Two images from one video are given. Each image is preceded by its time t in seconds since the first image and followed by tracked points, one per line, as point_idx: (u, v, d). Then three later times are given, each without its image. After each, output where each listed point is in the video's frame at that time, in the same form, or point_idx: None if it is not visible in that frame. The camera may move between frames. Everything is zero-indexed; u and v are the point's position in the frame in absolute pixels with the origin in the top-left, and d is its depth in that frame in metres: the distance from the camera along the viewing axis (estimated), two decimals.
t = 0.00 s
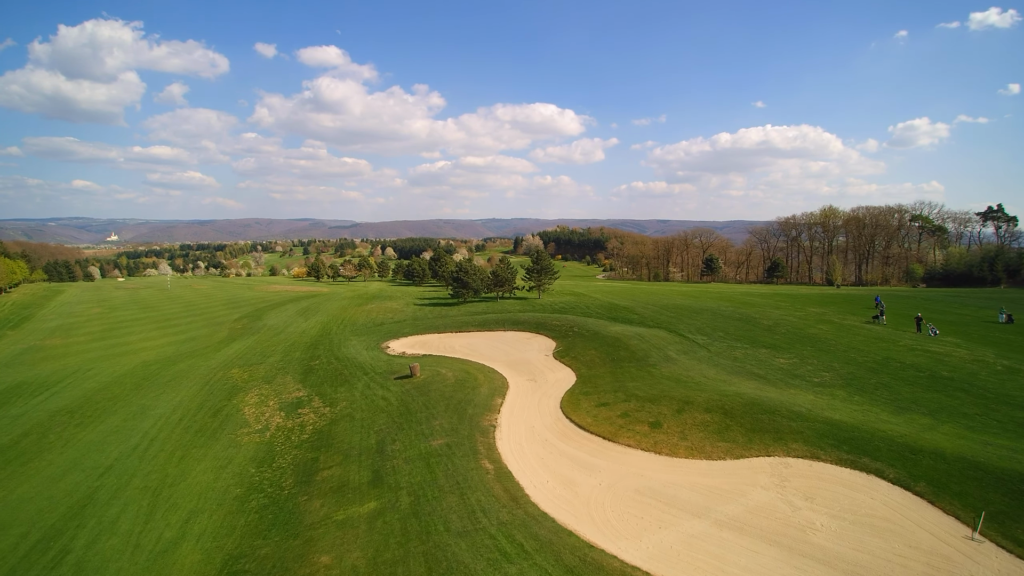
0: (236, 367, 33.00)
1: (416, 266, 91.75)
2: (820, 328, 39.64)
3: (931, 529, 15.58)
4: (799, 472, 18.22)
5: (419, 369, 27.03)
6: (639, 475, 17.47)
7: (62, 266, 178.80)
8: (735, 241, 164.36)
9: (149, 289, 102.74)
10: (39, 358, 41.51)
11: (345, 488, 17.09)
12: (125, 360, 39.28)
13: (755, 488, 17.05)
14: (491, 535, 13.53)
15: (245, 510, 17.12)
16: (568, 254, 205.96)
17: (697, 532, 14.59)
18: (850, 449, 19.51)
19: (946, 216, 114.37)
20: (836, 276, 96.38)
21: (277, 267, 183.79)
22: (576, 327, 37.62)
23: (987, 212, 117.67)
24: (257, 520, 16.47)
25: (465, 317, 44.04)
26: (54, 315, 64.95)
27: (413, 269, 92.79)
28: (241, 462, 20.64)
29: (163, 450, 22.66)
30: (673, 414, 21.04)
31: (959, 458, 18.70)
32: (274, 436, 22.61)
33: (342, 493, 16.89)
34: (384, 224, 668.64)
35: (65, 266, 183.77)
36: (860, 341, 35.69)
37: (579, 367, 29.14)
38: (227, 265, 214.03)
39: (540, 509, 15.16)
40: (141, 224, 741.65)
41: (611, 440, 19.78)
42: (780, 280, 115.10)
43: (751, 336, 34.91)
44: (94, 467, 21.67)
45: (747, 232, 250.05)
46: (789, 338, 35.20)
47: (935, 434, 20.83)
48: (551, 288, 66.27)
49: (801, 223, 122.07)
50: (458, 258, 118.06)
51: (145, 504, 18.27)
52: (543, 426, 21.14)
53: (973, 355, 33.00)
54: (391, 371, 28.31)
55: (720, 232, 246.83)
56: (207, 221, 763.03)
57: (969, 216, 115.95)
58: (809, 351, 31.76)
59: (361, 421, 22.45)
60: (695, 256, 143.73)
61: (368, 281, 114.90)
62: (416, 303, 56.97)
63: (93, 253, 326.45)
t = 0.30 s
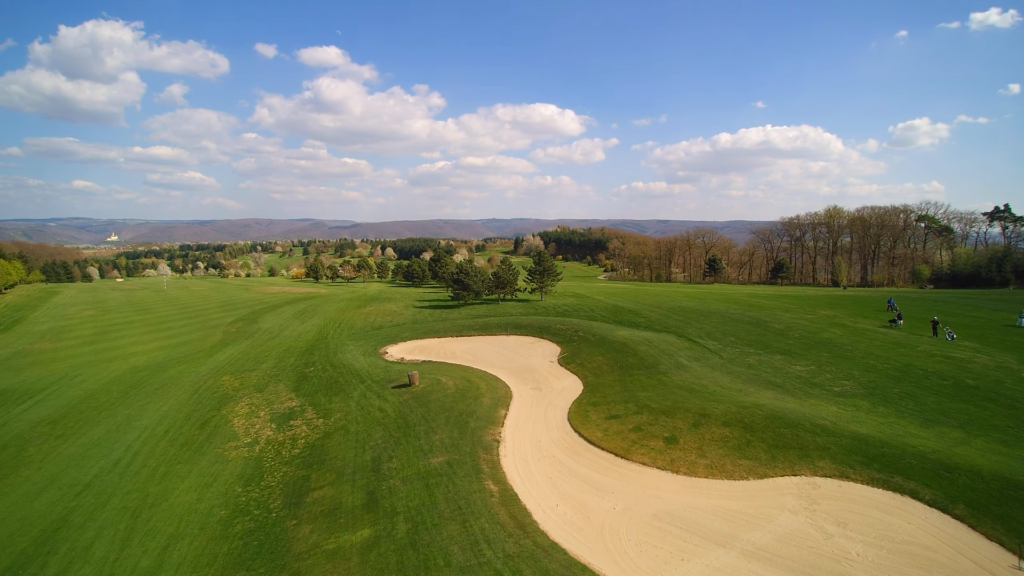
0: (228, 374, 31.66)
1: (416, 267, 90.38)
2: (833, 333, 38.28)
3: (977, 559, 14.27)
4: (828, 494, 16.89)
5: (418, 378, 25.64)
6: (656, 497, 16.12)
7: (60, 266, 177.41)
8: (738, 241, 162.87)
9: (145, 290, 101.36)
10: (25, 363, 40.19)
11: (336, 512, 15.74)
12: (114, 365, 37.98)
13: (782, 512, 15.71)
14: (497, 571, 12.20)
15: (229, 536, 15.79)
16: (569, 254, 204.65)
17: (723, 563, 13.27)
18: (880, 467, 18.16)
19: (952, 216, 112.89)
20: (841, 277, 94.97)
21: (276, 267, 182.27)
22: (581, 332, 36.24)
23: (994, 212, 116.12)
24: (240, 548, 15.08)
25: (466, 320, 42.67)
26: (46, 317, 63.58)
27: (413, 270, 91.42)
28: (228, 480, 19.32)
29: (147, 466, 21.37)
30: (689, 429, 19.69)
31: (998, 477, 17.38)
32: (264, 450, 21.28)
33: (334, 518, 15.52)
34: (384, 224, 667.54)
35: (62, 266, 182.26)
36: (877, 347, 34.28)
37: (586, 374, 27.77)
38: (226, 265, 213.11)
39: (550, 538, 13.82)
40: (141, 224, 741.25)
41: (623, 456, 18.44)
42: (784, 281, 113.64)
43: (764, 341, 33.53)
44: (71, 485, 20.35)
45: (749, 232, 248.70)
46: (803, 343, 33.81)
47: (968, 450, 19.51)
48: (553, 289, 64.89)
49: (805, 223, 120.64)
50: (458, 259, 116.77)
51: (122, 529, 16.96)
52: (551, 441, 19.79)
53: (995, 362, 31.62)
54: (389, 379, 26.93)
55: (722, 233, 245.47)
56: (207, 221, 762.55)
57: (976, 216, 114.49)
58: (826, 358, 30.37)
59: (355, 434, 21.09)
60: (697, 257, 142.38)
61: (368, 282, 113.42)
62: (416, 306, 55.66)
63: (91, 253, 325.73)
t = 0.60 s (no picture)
0: (219, 382, 30.25)
1: (416, 268, 88.98)
2: (848, 338, 36.86)
3: None
4: (862, 519, 15.51)
5: (417, 388, 24.24)
6: (676, 523, 14.75)
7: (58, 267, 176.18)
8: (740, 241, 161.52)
9: (142, 292, 100.03)
10: (12, 368, 38.90)
11: (327, 540, 14.36)
12: (103, 371, 36.62)
13: (814, 540, 14.34)
14: None
15: (210, 566, 14.41)
16: (570, 255, 203.34)
17: None
18: (916, 488, 16.77)
19: (958, 216, 111.33)
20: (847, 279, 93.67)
21: (275, 268, 180.92)
22: (587, 336, 34.84)
23: (1001, 212, 114.54)
24: None
25: (467, 324, 41.26)
26: (38, 320, 62.28)
27: (413, 271, 90.02)
28: (212, 501, 17.96)
29: (128, 483, 20.03)
30: (708, 445, 18.32)
31: None
32: (252, 468, 19.90)
33: (324, 547, 14.13)
34: (384, 225, 666.41)
35: (60, 267, 180.79)
36: (896, 353, 32.90)
37: (593, 383, 26.39)
38: (225, 266, 211.97)
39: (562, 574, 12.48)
40: (141, 224, 740.85)
41: (638, 476, 17.07)
42: (788, 282, 112.22)
43: (778, 347, 32.13)
44: (45, 506, 18.95)
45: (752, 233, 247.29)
46: (819, 349, 32.44)
47: (1007, 467, 18.12)
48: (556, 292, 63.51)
49: (809, 224, 119.23)
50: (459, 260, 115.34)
51: (96, 557, 15.58)
52: (559, 458, 18.45)
53: (1021, 369, 30.20)
54: (386, 388, 25.53)
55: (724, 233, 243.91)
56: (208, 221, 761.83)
57: (982, 216, 112.96)
58: (844, 366, 28.97)
59: (350, 450, 19.71)
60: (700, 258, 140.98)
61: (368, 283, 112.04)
62: (416, 308, 54.31)
63: (92, 253, 325.60)
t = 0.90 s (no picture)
0: (209, 390, 28.90)
1: (416, 269, 87.66)
2: (864, 343, 35.46)
3: None
4: (903, 548, 14.12)
5: (416, 398, 22.86)
6: (700, 554, 13.44)
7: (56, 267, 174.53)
8: (743, 241, 160.13)
9: (138, 293, 98.72)
10: None
11: (316, 574, 13.00)
12: (89, 378, 35.22)
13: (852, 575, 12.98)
14: None
15: None
16: (571, 255, 202.03)
17: None
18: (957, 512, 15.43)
19: (965, 216, 109.70)
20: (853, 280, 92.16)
21: (275, 269, 179.48)
22: (594, 342, 33.43)
23: (1008, 212, 112.84)
24: None
25: (468, 328, 39.85)
26: (28, 322, 60.84)
27: (412, 272, 88.68)
28: (195, 524, 16.62)
29: (107, 503, 18.72)
30: (730, 464, 17.01)
31: None
32: (239, 487, 18.58)
33: None
34: (384, 225, 665.45)
35: (58, 266, 179.68)
36: (917, 360, 31.54)
37: (602, 392, 25.04)
38: (224, 267, 210.72)
39: None
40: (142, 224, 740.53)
41: (655, 499, 15.69)
42: (792, 283, 110.78)
43: (794, 355, 30.71)
44: (16, 528, 17.60)
45: (754, 233, 245.73)
46: (836, 356, 31.11)
47: None
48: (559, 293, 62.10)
49: (814, 224, 117.73)
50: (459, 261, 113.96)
51: None
52: (569, 478, 17.12)
53: None
54: (384, 398, 24.17)
55: (726, 234, 242.53)
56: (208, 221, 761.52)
57: (989, 216, 111.39)
58: (864, 377, 27.60)
59: (343, 467, 18.36)
60: (702, 258, 139.57)
61: (367, 285, 110.64)
62: (415, 311, 52.92)
63: (89, 253, 323.97)
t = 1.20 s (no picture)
0: (198, 399, 27.52)
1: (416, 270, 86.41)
2: (882, 349, 34.10)
3: None
4: None
5: (415, 410, 21.46)
6: None
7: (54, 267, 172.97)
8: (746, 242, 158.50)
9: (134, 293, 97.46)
10: None
11: None
12: (76, 384, 33.88)
13: None
14: None
15: None
16: (572, 255, 200.76)
17: None
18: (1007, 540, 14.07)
19: (972, 217, 108.22)
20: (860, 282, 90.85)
21: (274, 270, 178.25)
22: (600, 347, 32.07)
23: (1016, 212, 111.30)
24: None
25: (470, 332, 38.51)
26: (19, 325, 59.44)
27: (413, 273, 87.46)
28: (174, 551, 15.29)
29: (83, 525, 17.39)
30: (755, 486, 15.72)
31: None
32: (224, 508, 17.26)
33: None
34: (384, 225, 664.46)
35: (56, 267, 178.53)
36: (939, 367, 30.15)
37: (611, 402, 23.68)
38: (223, 267, 209.52)
39: None
40: (142, 224, 739.67)
41: (676, 525, 14.35)
42: (797, 284, 109.44)
43: (811, 362, 29.32)
44: None
45: (757, 233, 244.18)
46: (854, 364, 29.74)
47: None
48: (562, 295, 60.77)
49: (818, 225, 116.41)
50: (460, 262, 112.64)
51: None
52: (580, 501, 15.77)
53: None
54: (380, 409, 22.78)
55: (728, 234, 241.08)
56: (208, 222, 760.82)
57: (996, 217, 109.92)
58: (886, 386, 26.23)
59: (335, 487, 17.01)
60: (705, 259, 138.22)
61: (367, 286, 109.24)
62: (415, 313, 51.57)
63: (89, 253, 323.23)
